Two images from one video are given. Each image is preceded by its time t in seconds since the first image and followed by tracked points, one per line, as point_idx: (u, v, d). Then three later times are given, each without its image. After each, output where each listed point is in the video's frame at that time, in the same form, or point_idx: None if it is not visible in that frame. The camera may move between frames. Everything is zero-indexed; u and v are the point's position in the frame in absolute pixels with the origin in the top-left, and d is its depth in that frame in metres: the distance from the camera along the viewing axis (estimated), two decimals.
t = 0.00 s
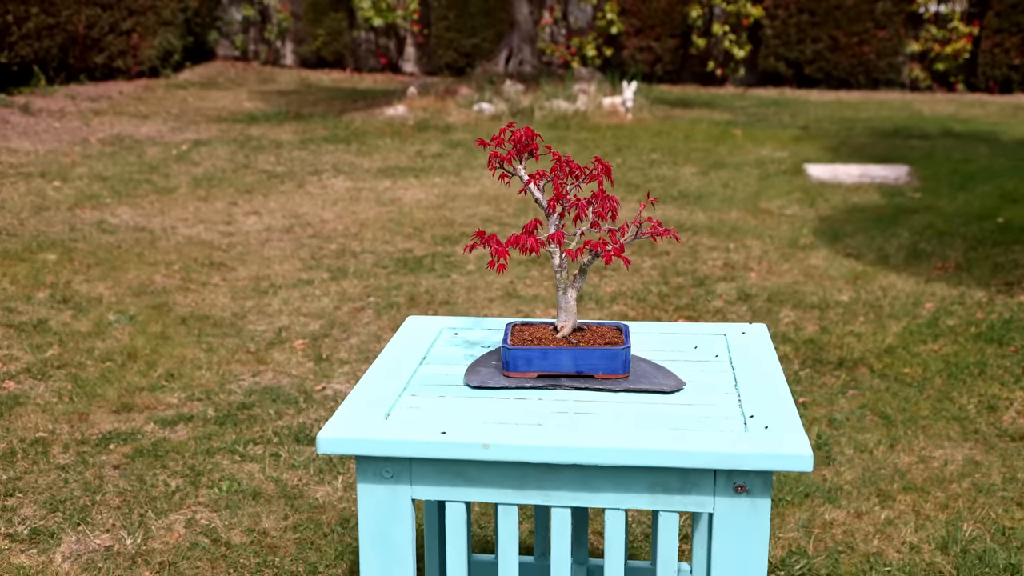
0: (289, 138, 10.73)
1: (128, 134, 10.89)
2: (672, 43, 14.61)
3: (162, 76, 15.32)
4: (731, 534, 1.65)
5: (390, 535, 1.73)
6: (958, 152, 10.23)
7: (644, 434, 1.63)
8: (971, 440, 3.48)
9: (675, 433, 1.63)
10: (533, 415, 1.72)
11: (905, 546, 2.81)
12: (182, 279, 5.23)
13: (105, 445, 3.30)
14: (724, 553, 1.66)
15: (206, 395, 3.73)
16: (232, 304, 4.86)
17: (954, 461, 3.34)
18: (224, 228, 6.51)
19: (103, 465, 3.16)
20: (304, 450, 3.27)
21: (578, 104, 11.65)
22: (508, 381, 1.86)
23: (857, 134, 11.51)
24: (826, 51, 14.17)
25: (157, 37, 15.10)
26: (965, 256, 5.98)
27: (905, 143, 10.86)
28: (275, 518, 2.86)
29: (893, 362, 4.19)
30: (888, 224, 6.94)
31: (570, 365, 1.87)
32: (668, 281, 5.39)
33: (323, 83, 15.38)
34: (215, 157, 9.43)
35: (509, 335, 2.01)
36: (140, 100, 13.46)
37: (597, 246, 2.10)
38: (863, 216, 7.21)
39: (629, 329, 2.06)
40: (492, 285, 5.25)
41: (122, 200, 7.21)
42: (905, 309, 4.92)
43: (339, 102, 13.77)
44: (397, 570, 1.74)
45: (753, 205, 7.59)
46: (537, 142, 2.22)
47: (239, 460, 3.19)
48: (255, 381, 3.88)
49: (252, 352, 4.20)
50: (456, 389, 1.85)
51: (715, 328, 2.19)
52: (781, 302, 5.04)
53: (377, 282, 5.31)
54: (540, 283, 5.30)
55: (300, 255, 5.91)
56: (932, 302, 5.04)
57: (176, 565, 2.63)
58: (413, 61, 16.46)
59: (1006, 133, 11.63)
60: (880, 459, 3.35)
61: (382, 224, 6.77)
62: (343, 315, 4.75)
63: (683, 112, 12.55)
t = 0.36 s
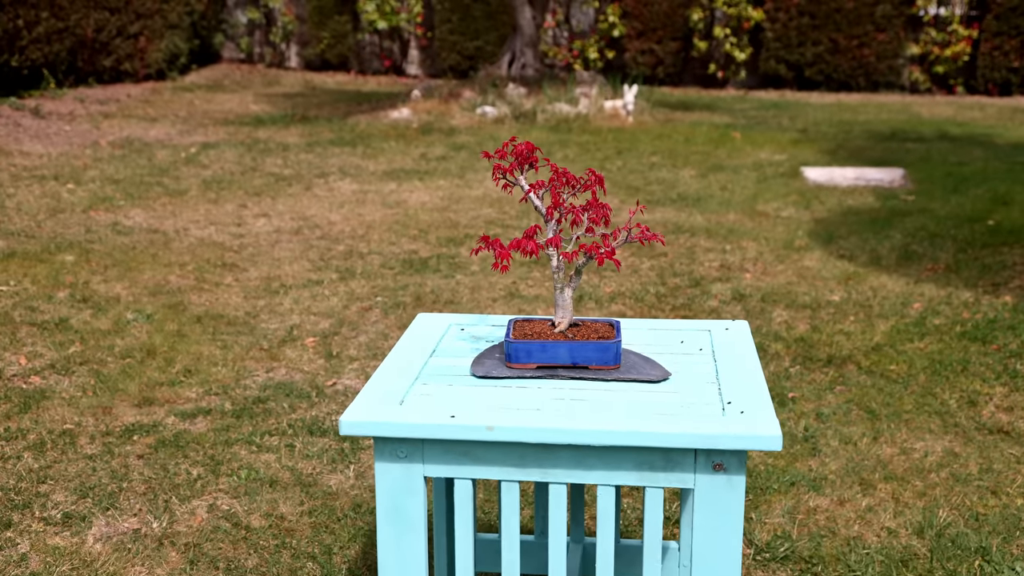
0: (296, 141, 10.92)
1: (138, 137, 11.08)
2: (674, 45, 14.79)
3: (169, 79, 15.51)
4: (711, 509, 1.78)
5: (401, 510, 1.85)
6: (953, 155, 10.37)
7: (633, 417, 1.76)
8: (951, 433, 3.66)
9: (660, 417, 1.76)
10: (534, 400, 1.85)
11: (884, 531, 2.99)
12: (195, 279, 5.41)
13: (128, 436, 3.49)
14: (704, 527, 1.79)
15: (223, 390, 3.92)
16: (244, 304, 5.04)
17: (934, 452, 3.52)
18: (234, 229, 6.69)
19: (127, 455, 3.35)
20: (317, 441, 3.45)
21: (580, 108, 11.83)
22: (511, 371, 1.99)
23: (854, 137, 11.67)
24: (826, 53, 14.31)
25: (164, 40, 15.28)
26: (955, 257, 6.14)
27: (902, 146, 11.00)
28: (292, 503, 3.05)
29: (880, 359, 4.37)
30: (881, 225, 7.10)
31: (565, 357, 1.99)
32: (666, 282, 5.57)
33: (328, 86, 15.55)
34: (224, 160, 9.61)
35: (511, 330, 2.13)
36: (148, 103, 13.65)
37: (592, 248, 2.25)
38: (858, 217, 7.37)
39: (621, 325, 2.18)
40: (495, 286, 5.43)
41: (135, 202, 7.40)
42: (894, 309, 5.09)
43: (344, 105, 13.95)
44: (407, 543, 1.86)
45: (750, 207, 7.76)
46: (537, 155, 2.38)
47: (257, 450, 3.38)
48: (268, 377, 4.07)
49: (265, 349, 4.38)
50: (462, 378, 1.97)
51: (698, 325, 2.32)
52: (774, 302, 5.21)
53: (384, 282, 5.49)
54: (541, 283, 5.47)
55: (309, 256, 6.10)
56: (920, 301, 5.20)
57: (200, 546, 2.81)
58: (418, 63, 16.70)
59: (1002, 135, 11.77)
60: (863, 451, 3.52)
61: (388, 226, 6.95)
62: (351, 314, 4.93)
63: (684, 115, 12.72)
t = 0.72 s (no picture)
0: (306, 143, 11.13)
1: (151, 138, 11.29)
2: (679, 48, 14.98)
3: (180, 82, 15.73)
4: (696, 477, 1.96)
5: (418, 479, 2.03)
6: (951, 157, 10.53)
7: (626, 395, 1.94)
8: (934, 422, 3.85)
9: (650, 393, 1.95)
10: (538, 379, 2.04)
11: (866, 510, 3.20)
12: (213, 276, 5.62)
13: (155, 422, 3.71)
14: (690, 494, 1.97)
15: (243, 380, 4.13)
16: (260, 300, 5.25)
17: (917, 439, 3.71)
18: (249, 230, 6.90)
19: (156, 440, 3.56)
20: (333, 427, 3.66)
21: (584, 110, 12.03)
22: (516, 353, 2.18)
23: (855, 139, 11.85)
24: (829, 56, 14.49)
25: (174, 43, 15.49)
26: (948, 255, 6.32)
27: (902, 148, 11.17)
28: (312, 483, 3.25)
29: (870, 353, 4.57)
30: (878, 225, 7.28)
31: (565, 340, 2.18)
32: (666, 280, 5.77)
33: (336, 88, 15.76)
34: (235, 162, 9.82)
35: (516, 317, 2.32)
36: (159, 105, 13.86)
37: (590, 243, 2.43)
38: (855, 218, 7.56)
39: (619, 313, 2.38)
40: (501, 283, 5.64)
41: (151, 203, 7.61)
42: (886, 306, 5.27)
43: (352, 108, 14.16)
44: (423, 510, 2.04)
45: (750, 208, 7.95)
46: (540, 158, 2.56)
47: (277, 435, 3.59)
48: (285, 368, 4.28)
49: (282, 343, 4.59)
50: (473, 360, 2.17)
51: (688, 312, 2.52)
52: (770, 299, 5.41)
53: (395, 280, 5.70)
54: (545, 281, 5.67)
55: (322, 255, 6.30)
56: (911, 299, 5.39)
57: (226, 521, 3.02)
58: (425, 66, 16.99)
59: (1001, 137, 11.93)
60: (850, 437, 3.72)
61: (398, 226, 7.15)
62: (363, 310, 5.13)
63: (687, 118, 12.90)
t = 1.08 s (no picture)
0: (314, 144, 11.35)
1: (161, 139, 11.51)
2: (681, 50, 15.19)
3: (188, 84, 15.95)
4: (681, 445, 2.17)
5: (430, 446, 2.24)
6: (948, 158, 10.73)
7: (618, 369, 2.15)
8: (917, 408, 4.06)
9: (639, 368, 2.16)
10: (539, 356, 2.25)
11: (848, 488, 3.41)
12: (228, 272, 5.84)
13: (178, 407, 3.92)
14: (676, 462, 2.19)
15: (260, 369, 4.35)
16: (274, 294, 5.46)
17: (899, 423, 3.93)
18: (261, 227, 7.11)
19: (180, 423, 3.78)
20: (347, 412, 3.88)
21: (587, 112, 12.24)
22: (520, 335, 2.39)
23: (853, 140, 12.04)
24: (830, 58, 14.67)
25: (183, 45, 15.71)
26: (938, 253, 6.51)
27: (899, 149, 11.37)
28: (328, 463, 3.47)
29: (858, 344, 4.77)
30: (872, 223, 7.49)
31: (564, 323, 2.39)
32: (664, 276, 5.98)
33: (342, 90, 15.98)
34: (245, 162, 10.05)
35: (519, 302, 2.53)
36: (169, 106, 14.08)
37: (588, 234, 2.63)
38: (850, 217, 7.76)
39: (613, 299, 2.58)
40: (505, 279, 5.85)
41: (165, 202, 7.82)
42: (876, 300, 5.48)
43: (359, 109, 14.37)
44: (435, 475, 2.25)
45: (749, 207, 8.16)
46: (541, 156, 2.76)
47: (294, 419, 3.80)
48: (299, 358, 4.49)
49: (296, 334, 4.81)
50: (480, 340, 2.38)
51: (677, 299, 2.72)
52: (764, 294, 5.62)
53: (403, 275, 5.91)
54: (548, 277, 5.89)
55: (332, 251, 6.52)
56: (899, 294, 5.59)
57: (249, 496, 3.24)
58: (429, 67, 17.20)
59: (997, 139, 12.12)
60: (836, 422, 3.94)
61: (405, 224, 7.36)
62: (373, 304, 5.35)
63: (689, 120, 13.11)
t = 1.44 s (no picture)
0: (323, 145, 11.58)
1: (174, 140, 11.74)
2: (684, 52, 15.40)
3: (198, 85, 16.19)
4: (676, 421, 2.39)
5: (448, 423, 2.46)
6: (944, 160, 10.93)
7: (618, 351, 2.37)
8: (903, 397, 4.28)
9: (638, 349, 2.37)
10: (547, 339, 2.46)
11: (836, 469, 3.64)
12: (246, 269, 6.07)
13: (204, 395, 4.15)
14: (671, 439, 2.40)
15: (280, 360, 4.58)
16: (290, 290, 5.69)
17: (886, 411, 4.15)
18: (274, 226, 7.33)
19: (207, 409, 4.01)
20: (363, 399, 4.11)
21: (591, 114, 12.46)
22: (528, 321, 2.61)
23: (852, 142, 12.25)
24: (831, 60, 14.87)
25: (192, 48, 15.93)
26: (931, 251, 6.72)
27: (897, 151, 11.58)
28: (347, 445, 3.70)
29: (850, 338, 4.99)
30: (867, 223, 7.69)
31: (569, 310, 2.61)
32: (664, 273, 6.21)
33: (349, 92, 16.21)
34: (256, 163, 10.27)
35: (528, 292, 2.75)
36: (180, 108, 14.32)
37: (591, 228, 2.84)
38: (847, 217, 7.97)
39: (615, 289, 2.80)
40: (512, 276, 6.08)
41: (182, 202, 8.05)
42: (868, 297, 5.70)
43: (366, 111, 14.60)
44: (452, 449, 2.47)
45: (748, 207, 8.38)
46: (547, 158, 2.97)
47: (314, 406, 4.03)
48: (316, 350, 4.71)
49: (313, 327, 5.03)
50: (493, 327, 2.59)
51: (674, 291, 2.93)
52: (761, 290, 5.84)
53: (413, 272, 6.14)
54: (552, 274, 6.11)
55: (345, 249, 6.74)
56: (891, 291, 5.81)
57: (275, 476, 3.47)
58: (435, 70, 17.41)
59: (994, 141, 12.33)
60: (826, 410, 4.16)
61: (414, 224, 7.59)
62: (385, 299, 5.57)
63: (691, 121, 13.33)
